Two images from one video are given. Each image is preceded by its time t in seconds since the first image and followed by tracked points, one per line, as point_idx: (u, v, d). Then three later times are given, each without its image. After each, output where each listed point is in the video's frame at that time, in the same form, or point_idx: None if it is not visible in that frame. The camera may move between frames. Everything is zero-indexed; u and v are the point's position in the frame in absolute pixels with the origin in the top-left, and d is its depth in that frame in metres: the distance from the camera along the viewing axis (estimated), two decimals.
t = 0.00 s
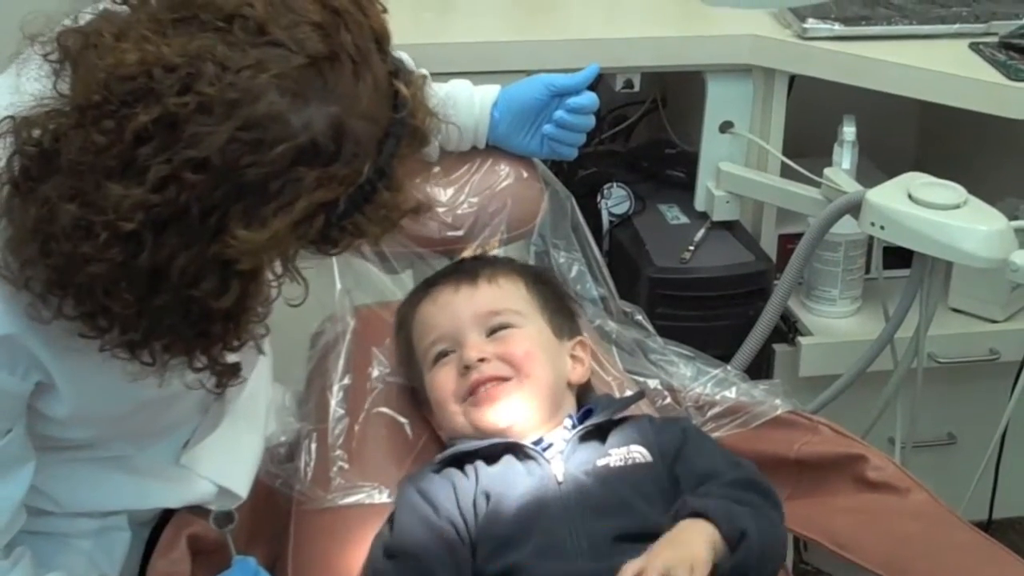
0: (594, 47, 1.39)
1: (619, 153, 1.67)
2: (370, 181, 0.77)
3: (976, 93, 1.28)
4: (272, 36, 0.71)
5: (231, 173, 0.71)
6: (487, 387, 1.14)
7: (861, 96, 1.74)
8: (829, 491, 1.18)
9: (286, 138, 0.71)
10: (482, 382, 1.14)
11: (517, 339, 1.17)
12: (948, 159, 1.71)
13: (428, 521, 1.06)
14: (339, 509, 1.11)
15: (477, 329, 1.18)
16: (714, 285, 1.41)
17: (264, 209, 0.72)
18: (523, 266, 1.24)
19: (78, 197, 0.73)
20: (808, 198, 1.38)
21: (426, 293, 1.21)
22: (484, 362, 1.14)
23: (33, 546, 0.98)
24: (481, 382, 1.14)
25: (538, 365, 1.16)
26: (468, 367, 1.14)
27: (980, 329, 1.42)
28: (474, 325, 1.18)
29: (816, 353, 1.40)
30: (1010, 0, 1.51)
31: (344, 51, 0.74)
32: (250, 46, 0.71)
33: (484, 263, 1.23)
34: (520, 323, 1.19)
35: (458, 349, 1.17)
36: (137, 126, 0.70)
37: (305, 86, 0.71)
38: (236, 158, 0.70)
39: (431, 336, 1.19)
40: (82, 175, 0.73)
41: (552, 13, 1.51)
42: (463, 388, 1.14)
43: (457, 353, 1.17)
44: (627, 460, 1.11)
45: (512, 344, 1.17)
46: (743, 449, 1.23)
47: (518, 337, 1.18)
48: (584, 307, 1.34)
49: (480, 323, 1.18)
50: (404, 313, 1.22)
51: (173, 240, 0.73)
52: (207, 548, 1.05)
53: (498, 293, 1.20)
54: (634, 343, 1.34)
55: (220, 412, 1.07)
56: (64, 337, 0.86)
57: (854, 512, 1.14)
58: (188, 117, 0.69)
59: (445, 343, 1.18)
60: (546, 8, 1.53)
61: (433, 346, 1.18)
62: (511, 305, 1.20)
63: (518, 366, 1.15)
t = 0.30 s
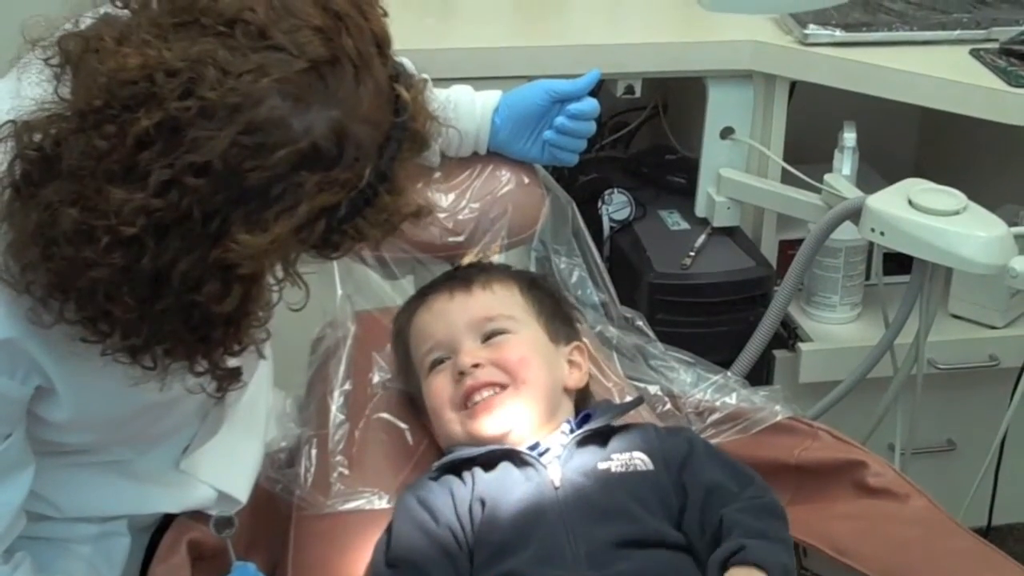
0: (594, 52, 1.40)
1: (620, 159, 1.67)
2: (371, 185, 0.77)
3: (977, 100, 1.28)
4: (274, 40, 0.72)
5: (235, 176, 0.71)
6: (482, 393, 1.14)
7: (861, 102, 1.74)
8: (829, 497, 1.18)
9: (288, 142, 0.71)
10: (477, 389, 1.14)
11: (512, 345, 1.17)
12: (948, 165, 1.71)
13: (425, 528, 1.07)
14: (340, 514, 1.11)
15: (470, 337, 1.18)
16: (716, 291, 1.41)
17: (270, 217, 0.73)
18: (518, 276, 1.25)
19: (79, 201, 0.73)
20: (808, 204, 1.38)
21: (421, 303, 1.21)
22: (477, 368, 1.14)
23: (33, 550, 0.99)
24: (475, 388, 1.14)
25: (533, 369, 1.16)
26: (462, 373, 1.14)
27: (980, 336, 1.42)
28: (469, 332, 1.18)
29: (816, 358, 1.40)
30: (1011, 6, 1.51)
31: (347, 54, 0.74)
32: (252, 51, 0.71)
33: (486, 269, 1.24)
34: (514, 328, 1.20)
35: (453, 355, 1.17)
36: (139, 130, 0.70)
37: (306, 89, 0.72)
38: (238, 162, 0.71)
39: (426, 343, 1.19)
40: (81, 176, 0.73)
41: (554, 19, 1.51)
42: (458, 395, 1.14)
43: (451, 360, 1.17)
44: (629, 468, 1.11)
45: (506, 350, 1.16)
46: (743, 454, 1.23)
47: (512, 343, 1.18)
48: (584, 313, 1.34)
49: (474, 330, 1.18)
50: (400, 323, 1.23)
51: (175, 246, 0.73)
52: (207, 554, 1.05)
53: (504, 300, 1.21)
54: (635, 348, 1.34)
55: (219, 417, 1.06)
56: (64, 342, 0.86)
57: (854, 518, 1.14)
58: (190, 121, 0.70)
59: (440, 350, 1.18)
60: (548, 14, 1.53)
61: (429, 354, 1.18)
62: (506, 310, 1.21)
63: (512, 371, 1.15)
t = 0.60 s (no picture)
0: (596, 59, 1.40)
1: (622, 165, 1.67)
2: (375, 191, 0.78)
3: (978, 107, 1.28)
4: (279, 46, 0.72)
5: (239, 182, 0.71)
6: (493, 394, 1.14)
7: (862, 109, 1.75)
8: (831, 504, 1.18)
9: (292, 148, 0.72)
10: (489, 389, 1.14)
11: (525, 349, 1.18)
12: (949, 172, 1.71)
13: (429, 532, 1.07)
14: (342, 519, 1.11)
15: (486, 335, 1.19)
16: (717, 297, 1.42)
17: (274, 224, 0.73)
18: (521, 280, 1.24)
19: (83, 206, 0.74)
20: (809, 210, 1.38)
21: (435, 297, 1.22)
22: (492, 369, 1.14)
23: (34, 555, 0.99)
24: (488, 388, 1.14)
25: (543, 375, 1.17)
26: (476, 373, 1.14)
27: (980, 342, 1.42)
28: (485, 332, 1.19)
29: (817, 364, 1.40)
30: (1012, 14, 1.52)
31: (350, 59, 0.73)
32: (257, 57, 0.71)
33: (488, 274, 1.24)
34: (531, 332, 1.20)
35: (465, 355, 1.17)
36: (143, 135, 0.70)
37: (310, 95, 0.72)
38: (242, 168, 0.71)
39: (440, 339, 1.20)
40: (85, 182, 0.73)
41: (556, 25, 1.51)
42: (469, 394, 1.14)
43: (464, 359, 1.17)
44: (623, 472, 1.11)
45: (518, 353, 1.17)
46: (745, 459, 1.23)
47: (526, 346, 1.18)
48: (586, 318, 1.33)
49: (490, 330, 1.19)
50: (415, 319, 1.24)
51: (178, 252, 0.73)
52: (208, 559, 1.05)
53: (506, 300, 1.21)
54: (636, 354, 1.34)
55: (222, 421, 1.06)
56: (67, 346, 0.86)
57: (854, 523, 1.14)
58: (195, 127, 0.70)
59: (454, 348, 1.19)
60: (550, 20, 1.54)
61: (441, 350, 1.19)
62: (522, 314, 1.21)
63: (524, 374, 1.16)
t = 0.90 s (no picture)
0: (600, 65, 1.40)
1: (625, 171, 1.67)
2: (376, 181, 0.77)
3: (980, 114, 1.28)
4: (271, 41, 0.72)
5: (239, 178, 0.71)
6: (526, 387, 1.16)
7: (865, 115, 1.75)
8: (831, 511, 1.19)
9: (289, 141, 0.71)
10: (524, 381, 1.16)
11: (560, 351, 1.20)
12: (952, 178, 1.71)
13: (442, 524, 1.07)
14: (345, 524, 1.11)
15: (523, 330, 1.21)
16: (720, 303, 1.42)
17: (278, 218, 0.73)
18: (539, 286, 1.25)
19: (88, 213, 0.74)
20: (812, 216, 1.38)
21: (473, 284, 1.24)
22: (530, 363, 1.17)
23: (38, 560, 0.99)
24: (524, 380, 1.16)
25: (575, 382, 1.19)
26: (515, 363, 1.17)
27: (982, 349, 1.43)
28: (523, 327, 1.21)
29: (820, 370, 1.41)
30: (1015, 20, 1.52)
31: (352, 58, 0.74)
32: (250, 53, 0.71)
33: (492, 279, 1.24)
34: (565, 335, 1.23)
35: (502, 346, 1.20)
36: (141, 138, 0.71)
37: (305, 89, 0.72)
38: (240, 164, 0.71)
39: (477, 327, 1.21)
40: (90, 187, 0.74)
41: (560, 31, 1.52)
42: (504, 385, 1.16)
43: (501, 350, 1.19)
44: (625, 474, 1.11)
45: (554, 354, 1.19)
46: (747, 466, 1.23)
47: (561, 349, 1.20)
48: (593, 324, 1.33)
49: (529, 326, 1.21)
50: (444, 299, 1.25)
51: (182, 252, 0.74)
52: (212, 565, 1.05)
53: (532, 298, 1.23)
54: (639, 360, 1.34)
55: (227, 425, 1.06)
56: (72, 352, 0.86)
57: (855, 530, 1.14)
58: (190, 127, 0.70)
59: (490, 338, 1.20)
60: (554, 26, 1.54)
61: (476, 338, 1.21)
62: (559, 316, 1.24)
63: (559, 375, 1.18)
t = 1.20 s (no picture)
0: (603, 70, 1.40)
1: (629, 176, 1.67)
2: (356, 132, 0.74)
3: (984, 120, 1.28)
4: (218, 17, 0.71)
5: (208, 153, 0.69)
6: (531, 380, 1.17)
7: (869, 121, 1.75)
8: (838, 515, 1.18)
9: (249, 106, 0.69)
10: (530, 374, 1.17)
11: (568, 349, 1.20)
12: (955, 182, 1.71)
13: (454, 516, 1.07)
14: (354, 528, 1.11)
15: (532, 327, 1.21)
16: (724, 307, 1.42)
17: (252, 184, 0.70)
18: (547, 286, 1.25)
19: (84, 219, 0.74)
20: (816, 221, 1.38)
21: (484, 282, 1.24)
22: (537, 356, 1.17)
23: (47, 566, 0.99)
24: (529, 372, 1.17)
25: (581, 379, 1.18)
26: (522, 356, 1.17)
27: (987, 355, 1.43)
28: (531, 324, 1.21)
29: (824, 375, 1.41)
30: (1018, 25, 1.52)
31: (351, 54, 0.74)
32: (201, 31, 0.70)
33: (498, 278, 1.24)
34: (573, 334, 1.23)
35: (510, 341, 1.20)
36: (115, 135, 0.71)
37: (258, 54, 0.70)
38: (205, 138, 0.69)
39: (486, 322, 1.21)
40: (88, 198, 0.73)
41: (563, 36, 1.51)
42: (511, 378, 1.16)
43: (510, 345, 1.20)
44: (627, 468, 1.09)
45: (562, 351, 1.19)
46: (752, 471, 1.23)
47: (569, 346, 1.20)
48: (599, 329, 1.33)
49: (538, 323, 1.21)
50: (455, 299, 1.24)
51: (173, 237, 0.72)
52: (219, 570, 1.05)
53: (540, 297, 1.23)
54: (645, 364, 1.34)
55: (236, 428, 1.06)
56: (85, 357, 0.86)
57: (862, 535, 1.13)
58: (153, 112, 0.69)
59: (499, 332, 1.20)
60: (556, 32, 1.54)
61: (485, 333, 1.20)
62: (567, 315, 1.23)
63: (565, 371, 1.18)
